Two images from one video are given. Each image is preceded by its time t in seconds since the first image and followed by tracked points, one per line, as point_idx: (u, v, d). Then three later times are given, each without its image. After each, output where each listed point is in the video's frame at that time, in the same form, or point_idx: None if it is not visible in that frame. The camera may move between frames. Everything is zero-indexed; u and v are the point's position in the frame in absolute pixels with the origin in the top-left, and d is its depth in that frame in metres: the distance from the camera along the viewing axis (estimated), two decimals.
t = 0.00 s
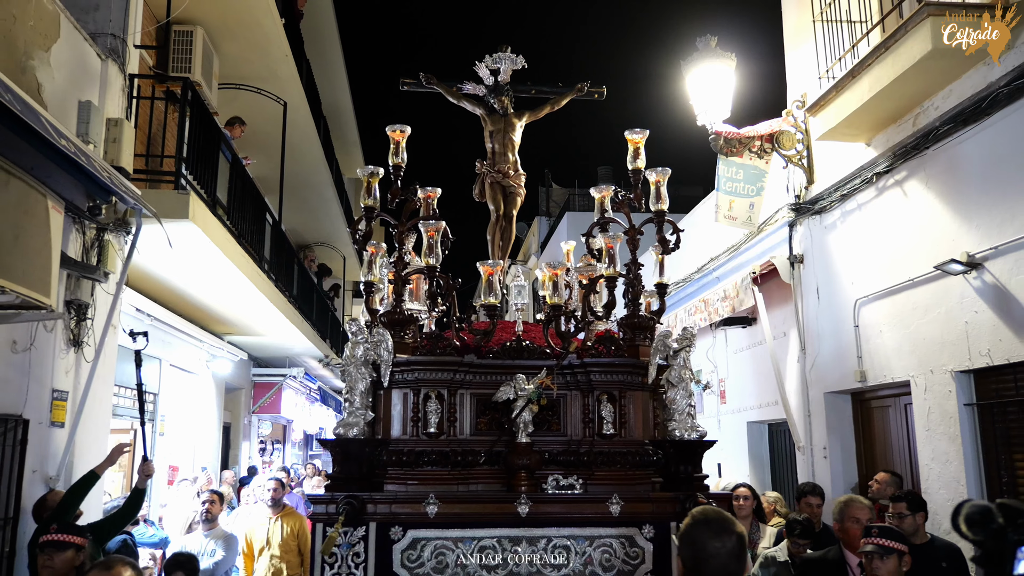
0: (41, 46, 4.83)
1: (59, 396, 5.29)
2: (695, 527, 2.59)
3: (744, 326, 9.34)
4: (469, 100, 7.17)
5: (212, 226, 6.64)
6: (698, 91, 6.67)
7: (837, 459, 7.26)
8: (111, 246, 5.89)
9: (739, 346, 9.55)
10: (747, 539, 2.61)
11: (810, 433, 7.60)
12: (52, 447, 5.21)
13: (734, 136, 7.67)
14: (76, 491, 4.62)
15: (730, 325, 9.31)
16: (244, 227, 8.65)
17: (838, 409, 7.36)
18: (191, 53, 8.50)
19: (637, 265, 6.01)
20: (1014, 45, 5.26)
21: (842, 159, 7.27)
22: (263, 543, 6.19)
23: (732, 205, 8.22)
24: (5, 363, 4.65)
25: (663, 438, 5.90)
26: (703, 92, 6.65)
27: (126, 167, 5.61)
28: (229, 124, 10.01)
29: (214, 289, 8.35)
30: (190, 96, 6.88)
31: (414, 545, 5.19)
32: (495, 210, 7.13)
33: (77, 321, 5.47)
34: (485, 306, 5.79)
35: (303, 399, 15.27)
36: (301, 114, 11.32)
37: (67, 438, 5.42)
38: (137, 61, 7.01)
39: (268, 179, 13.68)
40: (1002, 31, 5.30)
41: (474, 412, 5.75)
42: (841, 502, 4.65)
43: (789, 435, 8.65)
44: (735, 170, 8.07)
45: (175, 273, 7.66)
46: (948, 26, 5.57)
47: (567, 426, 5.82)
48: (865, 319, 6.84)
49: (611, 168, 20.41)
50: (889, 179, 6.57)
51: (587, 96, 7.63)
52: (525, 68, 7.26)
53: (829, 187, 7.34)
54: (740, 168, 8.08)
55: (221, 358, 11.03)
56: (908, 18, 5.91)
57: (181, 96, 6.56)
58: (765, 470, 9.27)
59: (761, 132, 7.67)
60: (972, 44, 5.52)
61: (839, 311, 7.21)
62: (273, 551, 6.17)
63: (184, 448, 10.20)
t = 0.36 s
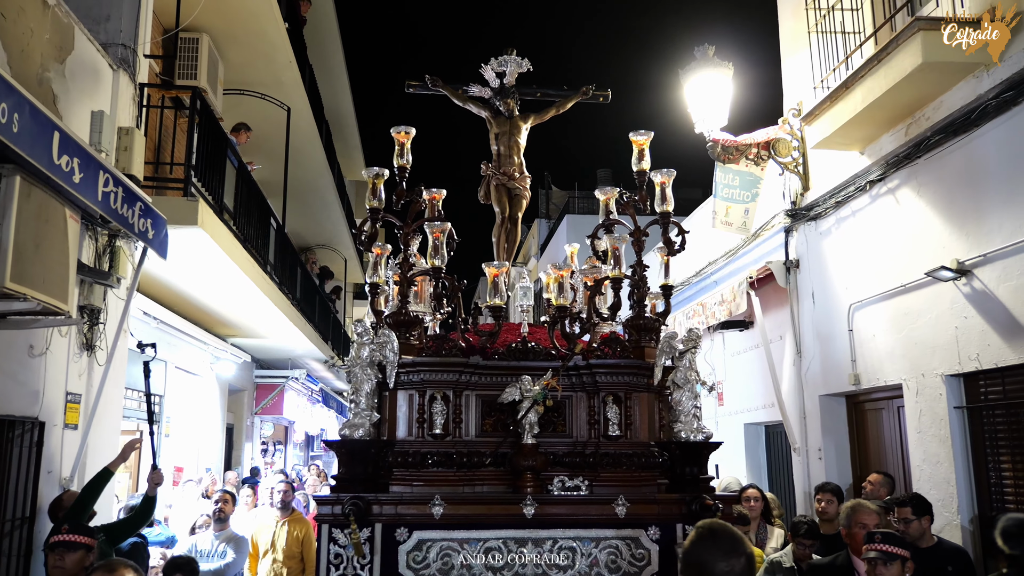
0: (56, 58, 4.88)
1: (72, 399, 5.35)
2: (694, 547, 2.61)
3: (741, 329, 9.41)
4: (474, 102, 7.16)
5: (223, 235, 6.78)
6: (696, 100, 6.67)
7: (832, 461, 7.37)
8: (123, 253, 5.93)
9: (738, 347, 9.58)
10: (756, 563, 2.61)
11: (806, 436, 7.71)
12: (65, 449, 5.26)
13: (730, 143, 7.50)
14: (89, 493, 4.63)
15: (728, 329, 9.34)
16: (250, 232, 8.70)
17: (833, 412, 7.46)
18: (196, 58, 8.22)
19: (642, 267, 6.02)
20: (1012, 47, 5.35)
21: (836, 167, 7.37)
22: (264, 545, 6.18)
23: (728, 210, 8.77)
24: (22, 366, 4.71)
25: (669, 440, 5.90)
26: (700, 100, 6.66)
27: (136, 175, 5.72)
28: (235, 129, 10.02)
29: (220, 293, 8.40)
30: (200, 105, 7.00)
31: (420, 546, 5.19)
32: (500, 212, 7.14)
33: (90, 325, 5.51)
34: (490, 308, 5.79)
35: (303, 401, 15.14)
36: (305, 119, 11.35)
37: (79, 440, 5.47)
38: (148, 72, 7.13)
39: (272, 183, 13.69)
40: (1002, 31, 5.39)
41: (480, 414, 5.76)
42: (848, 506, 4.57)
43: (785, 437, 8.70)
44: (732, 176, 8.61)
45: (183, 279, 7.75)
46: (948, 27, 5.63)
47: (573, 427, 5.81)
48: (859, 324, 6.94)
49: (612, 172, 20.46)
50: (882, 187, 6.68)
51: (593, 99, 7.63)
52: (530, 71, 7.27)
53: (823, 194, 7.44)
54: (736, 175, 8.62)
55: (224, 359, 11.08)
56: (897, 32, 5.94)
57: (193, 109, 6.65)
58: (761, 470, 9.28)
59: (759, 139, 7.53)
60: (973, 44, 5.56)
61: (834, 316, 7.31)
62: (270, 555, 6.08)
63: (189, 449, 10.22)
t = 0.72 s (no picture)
0: (63, 69, 4.97)
1: (77, 402, 5.34)
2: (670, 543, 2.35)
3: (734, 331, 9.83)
4: (477, 101, 7.13)
5: (232, 249, 7.06)
6: (688, 107, 6.63)
7: (820, 459, 7.83)
8: (126, 258, 5.88)
9: (739, 349, 9.98)
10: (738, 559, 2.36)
11: (798, 435, 8.15)
12: (70, 451, 5.25)
13: (722, 151, 8.08)
14: (94, 494, 4.58)
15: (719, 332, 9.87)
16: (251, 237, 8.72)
17: (822, 412, 7.93)
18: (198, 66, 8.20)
19: (648, 267, 5.99)
20: (1011, 45, 5.51)
21: (825, 175, 7.76)
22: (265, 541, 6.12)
23: (718, 216, 9.32)
24: (28, 371, 4.70)
25: (675, 440, 5.89)
26: (692, 108, 6.62)
27: (140, 183, 5.67)
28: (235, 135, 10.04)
29: (221, 297, 8.40)
30: (201, 112, 6.97)
31: (427, 548, 5.17)
32: (503, 211, 7.11)
33: (95, 329, 5.52)
34: (495, 309, 5.76)
35: (303, 402, 15.11)
36: (304, 123, 11.32)
37: (84, 442, 5.46)
38: (151, 78, 7.14)
39: (272, 187, 13.65)
40: (1001, 31, 5.59)
41: (486, 415, 5.74)
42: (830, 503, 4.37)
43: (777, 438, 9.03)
44: (723, 183, 9.18)
45: (184, 284, 7.76)
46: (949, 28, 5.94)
47: (580, 428, 5.79)
48: (845, 328, 7.35)
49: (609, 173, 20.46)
50: (869, 195, 7.05)
51: (596, 96, 7.59)
52: (532, 69, 7.25)
53: (812, 201, 7.86)
54: (727, 181, 9.17)
55: (225, 361, 11.14)
56: (880, 44, 6.28)
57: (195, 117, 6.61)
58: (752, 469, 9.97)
59: (749, 147, 8.05)
60: (973, 44, 5.81)
61: (823, 319, 7.72)
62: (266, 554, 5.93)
63: (189, 450, 10.21)
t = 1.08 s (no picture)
0: (65, 78, 5.04)
1: (78, 402, 5.38)
2: (707, 554, 2.26)
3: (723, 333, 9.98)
4: (476, 101, 7.15)
5: (232, 254, 7.17)
6: (678, 113, 6.64)
7: (806, 458, 7.97)
8: (125, 261, 5.88)
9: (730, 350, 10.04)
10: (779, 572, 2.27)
11: (784, 435, 8.30)
12: (72, 450, 5.27)
13: (711, 155, 7.96)
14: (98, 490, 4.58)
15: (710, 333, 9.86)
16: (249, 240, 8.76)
17: (808, 412, 8.08)
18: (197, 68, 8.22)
19: (647, 265, 6.02)
20: (1011, 44, 5.43)
21: (811, 179, 7.90)
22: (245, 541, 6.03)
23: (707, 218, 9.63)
24: (32, 371, 4.75)
25: (673, 438, 5.92)
26: (681, 114, 6.63)
27: (140, 188, 5.73)
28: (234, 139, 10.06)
29: (220, 299, 8.44)
30: (200, 118, 7.01)
31: (426, 544, 5.18)
32: (501, 211, 7.14)
33: (96, 330, 5.57)
34: (495, 306, 5.79)
35: (301, 402, 15.13)
36: (302, 126, 11.34)
37: (85, 442, 5.47)
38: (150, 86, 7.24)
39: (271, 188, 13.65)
40: (1001, 31, 5.52)
41: (485, 411, 5.76)
42: (825, 503, 4.47)
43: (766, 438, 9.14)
44: (711, 187, 9.53)
45: (186, 287, 7.82)
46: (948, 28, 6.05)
47: (577, 425, 5.81)
48: (830, 329, 7.49)
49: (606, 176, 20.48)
50: (852, 199, 7.20)
51: (594, 98, 7.64)
52: (532, 70, 7.27)
53: (799, 204, 8.00)
54: (715, 186, 9.51)
55: (223, 362, 11.22)
56: (861, 52, 6.41)
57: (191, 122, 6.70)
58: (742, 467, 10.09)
59: (737, 152, 7.97)
60: (974, 44, 5.80)
61: (809, 321, 7.86)
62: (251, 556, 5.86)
63: (187, 450, 10.24)
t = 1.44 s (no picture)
0: (70, 86, 5.26)
1: (84, 402, 5.64)
2: (756, 546, 2.23)
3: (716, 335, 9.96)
4: (467, 101, 7.12)
5: (235, 260, 7.21)
6: (670, 119, 6.61)
7: (798, 457, 8.02)
8: (127, 264, 6.13)
9: (723, 349, 10.08)
10: (828, 567, 2.24)
11: (775, 435, 8.34)
12: (78, 448, 5.56)
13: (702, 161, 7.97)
14: (102, 491, 4.61)
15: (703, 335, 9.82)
16: (250, 242, 8.72)
17: (799, 413, 8.09)
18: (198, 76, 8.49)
19: (639, 265, 6.03)
20: (1011, 43, 5.31)
21: (802, 183, 7.93)
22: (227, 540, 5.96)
23: (699, 222, 9.62)
24: (39, 372, 5.00)
25: (667, 437, 5.91)
26: (675, 119, 6.60)
27: (142, 193, 6.09)
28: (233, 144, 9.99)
29: (221, 302, 8.42)
30: (201, 124, 6.96)
31: (420, 546, 5.16)
32: (494, 211, 7.12)
33: (100, 333, 5.81)
34: (489, 307, 5.75)
35: (300, 404, 15.09)
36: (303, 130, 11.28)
37: (90, 441, 5.75)
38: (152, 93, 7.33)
39: (270, 193, 13.58)
40: (1002, 31, 5.41)
41: (479, 412, 5.74)
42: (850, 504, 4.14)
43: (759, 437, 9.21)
44: (703, 191, 9.44)
45: (188, 290, 7.84)
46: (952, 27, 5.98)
47: (572, 425, 5.80)
48: (820, 332, 7.52)
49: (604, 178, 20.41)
50: (841, 204, 7.25)
51: (586, 98, 7.63)
52: (523, 70, 7.25)
53: (789, 208, 8.01)
54: (707, 190, 9.43)
55: (223, 364, 11.21)
56: (849, 61, 6.46)
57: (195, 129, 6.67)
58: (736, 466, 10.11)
59: (729, 157, 8.07)
60: (974, 44, 5.71)
61: (800, 323, 7.88)
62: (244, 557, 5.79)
63: (189, 450, 10.14)
